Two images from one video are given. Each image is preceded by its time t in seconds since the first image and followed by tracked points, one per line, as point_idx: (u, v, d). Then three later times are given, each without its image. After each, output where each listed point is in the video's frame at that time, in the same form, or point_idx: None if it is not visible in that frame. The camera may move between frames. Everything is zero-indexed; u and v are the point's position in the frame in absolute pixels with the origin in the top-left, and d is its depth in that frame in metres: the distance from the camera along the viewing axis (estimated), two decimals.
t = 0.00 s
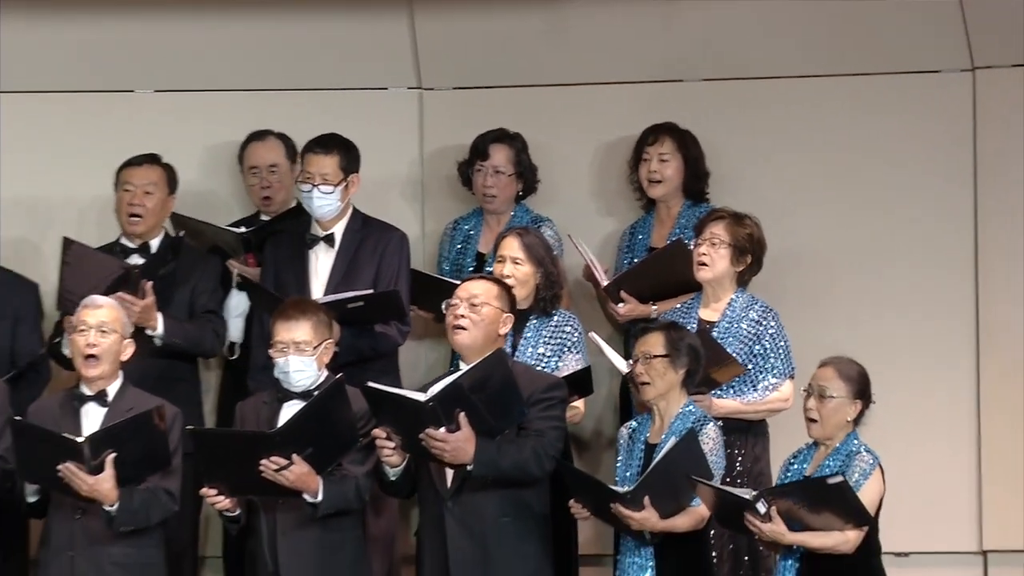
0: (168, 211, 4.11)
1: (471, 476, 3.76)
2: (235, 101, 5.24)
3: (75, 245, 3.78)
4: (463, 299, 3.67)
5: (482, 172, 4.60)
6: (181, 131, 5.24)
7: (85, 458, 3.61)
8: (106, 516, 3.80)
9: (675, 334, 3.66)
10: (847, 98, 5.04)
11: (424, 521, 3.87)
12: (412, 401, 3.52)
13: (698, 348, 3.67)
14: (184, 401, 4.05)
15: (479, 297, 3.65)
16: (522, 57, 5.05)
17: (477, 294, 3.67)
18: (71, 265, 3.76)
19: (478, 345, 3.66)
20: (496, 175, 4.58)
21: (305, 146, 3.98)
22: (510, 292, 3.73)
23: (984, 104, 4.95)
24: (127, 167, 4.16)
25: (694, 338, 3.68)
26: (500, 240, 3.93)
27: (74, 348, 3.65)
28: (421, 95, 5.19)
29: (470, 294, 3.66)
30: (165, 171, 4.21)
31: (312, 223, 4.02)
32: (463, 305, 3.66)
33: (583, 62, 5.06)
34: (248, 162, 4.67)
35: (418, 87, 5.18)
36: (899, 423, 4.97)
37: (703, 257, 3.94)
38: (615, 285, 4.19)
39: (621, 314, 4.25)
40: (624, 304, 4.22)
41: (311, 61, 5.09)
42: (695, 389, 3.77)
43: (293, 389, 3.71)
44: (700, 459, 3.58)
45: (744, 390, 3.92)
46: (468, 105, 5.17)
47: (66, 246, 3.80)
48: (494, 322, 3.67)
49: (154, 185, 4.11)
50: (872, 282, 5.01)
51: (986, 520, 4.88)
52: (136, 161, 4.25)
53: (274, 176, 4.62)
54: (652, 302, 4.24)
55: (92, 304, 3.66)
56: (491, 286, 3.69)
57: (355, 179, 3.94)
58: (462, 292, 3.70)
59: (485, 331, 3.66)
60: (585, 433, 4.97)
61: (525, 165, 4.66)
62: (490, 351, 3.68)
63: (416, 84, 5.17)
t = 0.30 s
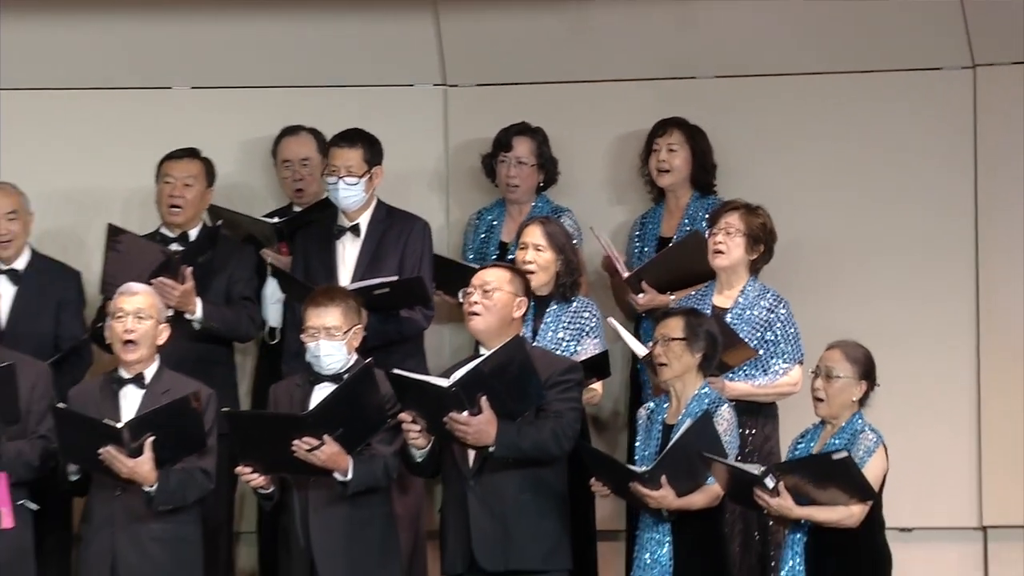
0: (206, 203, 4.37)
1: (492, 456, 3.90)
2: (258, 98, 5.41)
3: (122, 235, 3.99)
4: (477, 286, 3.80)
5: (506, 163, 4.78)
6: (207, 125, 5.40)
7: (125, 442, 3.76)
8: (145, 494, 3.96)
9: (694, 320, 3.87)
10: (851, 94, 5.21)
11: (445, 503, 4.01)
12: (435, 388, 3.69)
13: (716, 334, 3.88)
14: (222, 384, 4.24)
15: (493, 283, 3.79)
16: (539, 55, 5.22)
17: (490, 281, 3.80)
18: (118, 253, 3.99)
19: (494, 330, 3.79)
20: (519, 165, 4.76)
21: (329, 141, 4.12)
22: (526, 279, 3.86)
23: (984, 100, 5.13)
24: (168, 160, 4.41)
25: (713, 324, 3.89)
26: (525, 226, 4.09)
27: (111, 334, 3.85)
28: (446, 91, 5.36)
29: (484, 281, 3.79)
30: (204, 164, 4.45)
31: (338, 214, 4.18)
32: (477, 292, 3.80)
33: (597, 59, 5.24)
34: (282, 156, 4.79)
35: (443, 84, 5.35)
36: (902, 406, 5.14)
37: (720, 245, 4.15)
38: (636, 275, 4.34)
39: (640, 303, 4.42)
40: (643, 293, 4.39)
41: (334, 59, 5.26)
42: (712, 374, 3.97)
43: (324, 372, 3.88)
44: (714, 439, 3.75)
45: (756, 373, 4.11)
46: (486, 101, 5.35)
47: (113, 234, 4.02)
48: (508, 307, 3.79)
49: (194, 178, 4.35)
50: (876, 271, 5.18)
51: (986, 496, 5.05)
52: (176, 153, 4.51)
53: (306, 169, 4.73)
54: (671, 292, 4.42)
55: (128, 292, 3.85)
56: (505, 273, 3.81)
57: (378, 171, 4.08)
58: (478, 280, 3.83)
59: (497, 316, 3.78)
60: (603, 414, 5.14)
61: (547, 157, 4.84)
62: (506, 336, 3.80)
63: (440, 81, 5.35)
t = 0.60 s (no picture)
0: (241, 191, 4.60)
1: (513, 434, 4.06)
2: (283, 91, 5.57)
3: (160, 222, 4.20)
4: (496, 272, 3.94)
5: (529, 159, 4.95)
6: (233, 117, 5.57)
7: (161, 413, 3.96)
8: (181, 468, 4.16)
9: (709, 304, 4.06)
10: (857, 87, 5.38)
11: (468, 479, 4.16)
12: (459, 368, 3.85)
13: (731, 317, 4.08)
14: (255, 366, 4.43)
15: (511, 268, 3.92)
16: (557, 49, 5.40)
17: (509, 267, 3.94)
18: (155, 239, 4.20)
19: (514, 314, 3.94)
20: (541, 161, 4.93)
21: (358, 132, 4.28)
22: (545, 263, 3.99)
23: (985, 93, 5.30)
24: (203, 150, 4.63)
25: (727, 308, 4.08)
26: (547, 214, 4.27)
27: (154, 325, 4.08)
28: (469, 85, 5.54)
29: (503, 267, 3.93)
30: (238, 154, 4.67)
31: (366, 202, 4.35)
32: (495, 278, 3.93)
33: (612, 54, 5.41)
34: (313, 147, 4.91)
35: (467, 77, 5.53)
36: (906, 386, 5.31)
37: (734, 233, 4.35)
38: (652, 261, 4.47)
39: (654, 286, 4.55)
40: (658, 277, 4.52)
41: (359, 54, 5.45)
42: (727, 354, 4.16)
43: (354, 352, 4.07)
44: (728, 417, 3.95)
45: (767, 354, 4.29)
46: (503, 94, 5.52)
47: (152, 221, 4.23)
48: (526, 291, 3.93)
49: (229, 168, 4.57)
50: (881, 257, 5.35)
51: (987, 472, 5.23)
52: (211, 143, 4.72)
53: (335, 159, 4.86)
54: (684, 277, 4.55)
55: (166, 286, 4.05)
56: (523, 259, 3.94)
57: (404, 161, 4.24)
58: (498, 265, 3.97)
59: (515, 301, 3.92)
60: (621, 392, 5.17)
61: (567, 151, 5.00)
62: (525, 319, 3.94)
63: (465, 75, 5.52)
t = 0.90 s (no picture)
0: (275, 184, 4.77)
1: (539, 419, 4.23)
2: (312, 88, 5.75)
3: (198, 216, 4.35)
4: (524, 263, 4.12)
5: (557, 155, 5.14)
6: (265, 114, 5.75)
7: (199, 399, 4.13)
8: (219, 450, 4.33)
9: (727, 293, 4.24)
10: (868, 85, 5.57)
11: (497, 462, 4.32)
12: (486, 356, 4.01)
13: (747, 307, 4.25)
14: (290, 354, 4.59)
15: (539, 260, 4.10)
16: (579, 48, 5.61)
17: (536, 258, 4.11)
18: (195, 232, 4.35)
19: (541, 303, 4.12)
20: (569, 157, 5.11)
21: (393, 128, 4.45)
22: (570, 254, 4.17)
23: (990, 91, 5.49)
24: (238, 147, 4.81)
25: (744, 298, 4.25)
26: (572, 207, 4.45)
27: (192, 315, 4.22)
28: (496, 83, 5.73)
29: (531, 258, 4.11)
30: (272, 149, 4.84)
31: (398, 196, 4.54)
32: (523, 269, 4.11)
33: (632, 53, 5.61)
34: (346, 144, 5.08)
35: (494, 77, 5.72)
36: (914, 373, 5.49)
37: (751, 226, 4.53)
38: (669, 251, 4.72)
39: (670, 276, 4.77)
40: (674, 267, 4.74)
41: (387, 52, 5.66)
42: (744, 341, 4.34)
43: (387, 341, 4.24)
44: (745, 401, 4.12)
45: (783, 342, 4.47)
46: (525, 93, 5.71)
47: (191, 215, 4.38)
48: (553, 280, 4.11)
49: (262, 162, 4.74)
50: (890, 247, 5.54)
51: (993, 454, 5.41)
52: (247, 141, 4.90)
53: (368, 155, 5.03)
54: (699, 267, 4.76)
55: (203, 278, 4.18)
56: (550, 250, 4.12)
57: (436, 158, 4.43)
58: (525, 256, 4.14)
59: (541, 291, 4.11)
60: (642, 376, 5.36)
61: (593, 148, 5.19)
62: (552, 308, 4.13)
63: (491, 74, 5.72)
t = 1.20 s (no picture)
0: (306, 180, 4.97)
1: (564, 405, 4.41)
2: (341, 86, 5.92)
3: (234, 211, 4.53)
4: (556, 254, 4.33)
5: (583, 150, 5.32)
6: (296, 111, 5.92)
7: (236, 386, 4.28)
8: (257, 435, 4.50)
9: (745, 285, 4.41)
10: (881, 81, 5.73)
11: (524, 446, 4.51)
12: (512, 343, 4.16)
13: (765, 298, 4.42)
14: (325, 342, 4.77)
15: (570, 251, 4.31)
16: (603, 47, 5.80)
17: (568, 250, 4.32)
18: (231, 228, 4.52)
19: (570, 293, 4.33)
20: (595, 152, 5.29)
21: (426, 125, 4.65)
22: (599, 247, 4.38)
23: (997, 89, 5.66)
24: (269, 145, 4.99)
25: (762, 289, 4.43)
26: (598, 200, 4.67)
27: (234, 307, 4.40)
28: (523, 83, 5.89)
29: (562, 249, 4.32)
30: (301, 145, 5.03)
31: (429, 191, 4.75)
32: (555, 259, 4.32)
33: (653, 51, 5.79)
34: (377, 141, 5.25)
35: (521, 77, 5.89)
36: (925, 359, 5.66)
37: (767, 221, 4.72)
38: (686, 241, 4.84)
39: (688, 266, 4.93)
40: (691, 257, 4.90)
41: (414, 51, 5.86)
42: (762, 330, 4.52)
43: (418, 330, 4.40)
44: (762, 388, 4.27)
45: (798, 331, 4.66)
46: (547, 91, 5.87)
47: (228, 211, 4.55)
48: (583, 272, 4.32)
49: (293, 160, 4.93)
50: (902, 239, 5.70)
51: (1000, 438, 5.58)
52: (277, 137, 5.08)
53: (399, 152, 5.19)
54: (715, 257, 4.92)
55: (244, 271, 4.36)
56: (580, 242, 4.33)
57: (468, 154, 4.63)
58: (555, 248, 4.35)
59: (575, 278, 4.31)
60: (660, 363, 5.57)
61: (619, 144, 5.36)
62: (580, 297, 4.34)
63: (518, 73, 5.89)
